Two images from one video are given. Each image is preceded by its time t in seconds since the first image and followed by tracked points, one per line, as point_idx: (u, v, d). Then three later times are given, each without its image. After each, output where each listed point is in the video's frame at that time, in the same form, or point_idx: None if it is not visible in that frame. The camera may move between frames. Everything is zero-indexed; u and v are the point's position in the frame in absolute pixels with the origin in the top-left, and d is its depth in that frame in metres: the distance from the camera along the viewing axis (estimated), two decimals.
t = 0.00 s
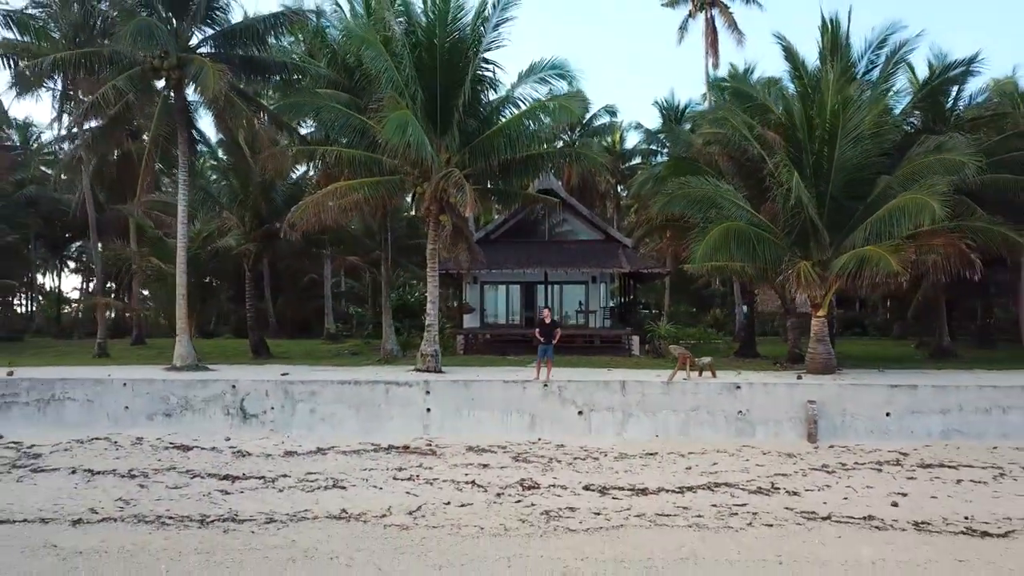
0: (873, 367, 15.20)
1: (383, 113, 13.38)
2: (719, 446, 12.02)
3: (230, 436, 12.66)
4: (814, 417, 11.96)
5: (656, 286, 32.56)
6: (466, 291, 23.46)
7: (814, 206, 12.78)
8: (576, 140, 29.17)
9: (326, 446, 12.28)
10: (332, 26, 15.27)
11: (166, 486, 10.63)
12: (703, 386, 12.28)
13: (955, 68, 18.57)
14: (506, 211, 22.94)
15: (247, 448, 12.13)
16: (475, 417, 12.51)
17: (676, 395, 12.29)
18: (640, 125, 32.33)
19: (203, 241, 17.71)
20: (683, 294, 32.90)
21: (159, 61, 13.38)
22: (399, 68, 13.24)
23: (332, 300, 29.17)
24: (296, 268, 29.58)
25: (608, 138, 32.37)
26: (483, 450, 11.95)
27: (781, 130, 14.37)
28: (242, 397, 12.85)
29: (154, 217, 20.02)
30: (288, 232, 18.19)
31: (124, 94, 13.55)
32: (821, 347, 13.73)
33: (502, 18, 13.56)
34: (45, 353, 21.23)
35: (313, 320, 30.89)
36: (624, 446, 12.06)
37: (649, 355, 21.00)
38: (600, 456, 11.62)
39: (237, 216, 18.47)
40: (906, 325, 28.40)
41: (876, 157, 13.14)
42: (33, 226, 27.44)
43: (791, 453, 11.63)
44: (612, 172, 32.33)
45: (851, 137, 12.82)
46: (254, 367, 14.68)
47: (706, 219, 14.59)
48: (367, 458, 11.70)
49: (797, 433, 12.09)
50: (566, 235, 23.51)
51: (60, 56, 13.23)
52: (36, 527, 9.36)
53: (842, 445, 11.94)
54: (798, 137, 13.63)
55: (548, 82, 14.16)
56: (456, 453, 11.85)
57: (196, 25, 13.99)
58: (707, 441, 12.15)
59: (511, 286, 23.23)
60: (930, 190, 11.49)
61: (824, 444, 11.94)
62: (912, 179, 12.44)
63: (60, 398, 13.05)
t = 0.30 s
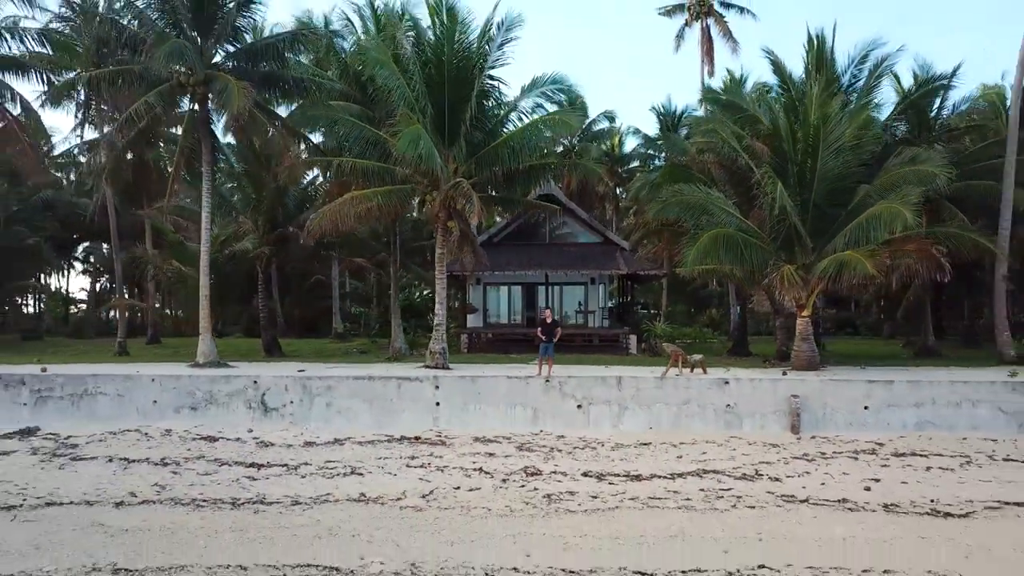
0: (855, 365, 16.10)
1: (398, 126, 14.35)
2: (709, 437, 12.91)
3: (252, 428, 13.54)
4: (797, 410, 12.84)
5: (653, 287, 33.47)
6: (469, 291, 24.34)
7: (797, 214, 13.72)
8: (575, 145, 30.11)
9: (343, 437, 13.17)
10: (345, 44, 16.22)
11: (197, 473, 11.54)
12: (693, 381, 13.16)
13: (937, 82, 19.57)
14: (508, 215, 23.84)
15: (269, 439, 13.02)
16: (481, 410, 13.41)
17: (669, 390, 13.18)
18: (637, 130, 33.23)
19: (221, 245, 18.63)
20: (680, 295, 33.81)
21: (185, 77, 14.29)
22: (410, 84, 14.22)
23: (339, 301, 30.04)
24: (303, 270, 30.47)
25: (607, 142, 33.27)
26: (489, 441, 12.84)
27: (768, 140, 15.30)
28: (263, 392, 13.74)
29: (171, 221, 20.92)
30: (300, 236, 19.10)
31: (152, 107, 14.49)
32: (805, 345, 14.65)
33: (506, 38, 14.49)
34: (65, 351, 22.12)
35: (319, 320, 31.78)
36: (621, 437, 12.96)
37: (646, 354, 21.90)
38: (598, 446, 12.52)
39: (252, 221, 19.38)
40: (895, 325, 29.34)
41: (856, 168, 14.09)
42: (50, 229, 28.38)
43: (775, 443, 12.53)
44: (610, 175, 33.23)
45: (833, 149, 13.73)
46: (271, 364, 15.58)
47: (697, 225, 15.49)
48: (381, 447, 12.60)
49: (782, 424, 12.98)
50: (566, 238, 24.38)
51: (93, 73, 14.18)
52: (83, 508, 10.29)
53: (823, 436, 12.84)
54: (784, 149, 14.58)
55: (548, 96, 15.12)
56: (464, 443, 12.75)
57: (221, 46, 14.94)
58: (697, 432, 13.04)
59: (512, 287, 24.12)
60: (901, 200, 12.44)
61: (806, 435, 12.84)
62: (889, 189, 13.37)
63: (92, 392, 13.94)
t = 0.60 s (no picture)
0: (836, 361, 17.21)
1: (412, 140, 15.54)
2: (698, 427, 13.99)
3: (275, 419, 14.62)
4: (779, 402, 13.92)
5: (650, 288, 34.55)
6: (473, 292, 25.47)
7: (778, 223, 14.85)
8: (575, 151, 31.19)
9: (360, 427, 14.26)
10: (360, 62, 17.37)
11: (230, 458, 12.65)
12: (683, 376, 14.24)
13: (917, 95, 20.74)
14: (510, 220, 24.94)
15: (291, 429, 14.10)
16: (488, 402, 14.51)
17: (661, 383, 14.26)
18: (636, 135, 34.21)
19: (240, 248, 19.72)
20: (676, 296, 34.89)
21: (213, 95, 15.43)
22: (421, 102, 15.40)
23: (347, 301, 31.10)
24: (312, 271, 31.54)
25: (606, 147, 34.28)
26: (494, 430, 13.93)
27: (751, 152, 16.39)
28: (285, 385, 14.81)
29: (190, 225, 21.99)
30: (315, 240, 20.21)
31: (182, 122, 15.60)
32: (788, 342, 15.79)
33: (510, 58, 15.63)
34: (88, 350, 23.22)
35: (327, 319, 32.86)
36: (617, 426, 14.05)
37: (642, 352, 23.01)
38: (595, 434, 13.61)
39: (269, 226, 20.47)
40: (884, 325, 30.47)
41: (834, 178, 15.21)
42: (70, 233, 29.52)
43: (759, 432, 13.61)
44: (609, 179, 34.27)
45: (812, 162, 14.87)
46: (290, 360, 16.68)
47: (689, 231, 16.59)
48: (396, 436, 13.69)
49: (765, 415, 14.06)
50: (566, 241, 25.43)
51: (128, 92, 15.32)
52: (130, 489, 11.39)
53: (803, 427, 13.92)
54: (768, 161, 15.73)
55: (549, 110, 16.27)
56: (471, 432, 13.85)
57: (246, 65, 16.10)
58: (688, 422, 14.12)
59: (515, 288, 25.21)
60: (873, 209, 13.57)
61: (788, 425, 13.91)
62: (864, 198, 14.49)
63: (126, 386, 15.02)
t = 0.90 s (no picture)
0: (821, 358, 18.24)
1: (424, 151, 16.65)
2: (689, 419, 14.99)
3: (294, 412, 15.60)
4: (765, 395, 14.92)
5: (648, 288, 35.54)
6: (476, 293, 26.48)
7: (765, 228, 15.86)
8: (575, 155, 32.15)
9: (373, 419, 15.26)
10: (371, 75, 18.41)
11: (255, 447, 13.67)
12: (676, 371, 15.23)
13: (900, 104, 21.73)
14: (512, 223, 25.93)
15: (310, 421, 15.10)
16: (493, 396, 15.50)
17: (654, 378, 15.26)
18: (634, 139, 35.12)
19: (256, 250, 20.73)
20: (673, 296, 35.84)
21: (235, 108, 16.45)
22: (432, 115, 16.48)
23: (354, 301, 32.09)
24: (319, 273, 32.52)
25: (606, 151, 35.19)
26: (499, 422, 14.93)
27: (740, 161, 17.40)
28: (302, 380, 15.80)
29: (206, 229, 23.00)
30: (326, 243, 21.22)
31: (205, 133, 16.61)
32: (775, 340, 16.82)
33: (513, 73, 16.65)
34: (109, 348, 24.22)
35: (334, 319, 33.86)
36: (614, 418, 15.05)
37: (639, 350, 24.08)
38: (593, 426, 14.61)
39: (282, 229, 21.46)
40: (874, 325, 31.46)
41: (818, 187, 16.22)
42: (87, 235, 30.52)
43: (746, 424, 14.61)
44: (608, 182, 35.18)
45: (797, 171, 15.89)
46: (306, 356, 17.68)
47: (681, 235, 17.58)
48: (409, 427, 14.69)
49: (752, 408, 15.07)
50: (566, 243, 26.42)
51: (156, 106, 16.33)
52: (166, 475, 12.40)
53: (787, 419, 14.92)
54: (756, 169, 16.76)
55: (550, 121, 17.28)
56: (478, 423, 14.86)
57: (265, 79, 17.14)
58: (680, 415, 15.11)
59: (517, 289, 26.23)
60: (852, 216, 14.60)
61: (773, 417, 14.92)
62: (845, 206, 15.51)
63: (153, 381, 16.01)
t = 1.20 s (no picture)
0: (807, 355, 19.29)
1: (433, 160, 17.71)
2: (682, 411, 16.01)
3: (311, 405, 16.62)
4: (752, 389, 15.93)
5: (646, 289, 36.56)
6: (479, 293, 27.53)
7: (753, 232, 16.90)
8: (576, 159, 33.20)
9: (386, 412, 16.28)
10: (382, 87, 19.46)
11: (277, 437, 14.70)
12: (669, 367, 16.25)
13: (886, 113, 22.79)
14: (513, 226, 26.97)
15: (326, 413, 16.12)
16: (497, 390, 16.53)
17: (649, 373, 16.28)
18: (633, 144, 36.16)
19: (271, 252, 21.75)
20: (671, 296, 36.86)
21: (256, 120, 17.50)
22: (440, 126, 17.53)
23: (360, 301, 33.11)
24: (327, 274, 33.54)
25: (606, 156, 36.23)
26: (503, 414, 15.95)
27: (731, 168, 18.44)
28: (318, 375, 16.81)
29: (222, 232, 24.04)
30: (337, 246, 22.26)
31: (228, 143, 17.67)
32: (763, 338, 17.87)
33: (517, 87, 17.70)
34: (127, 346, 25.26)
35: (341, 319, 34.88)
36: (611, 411, 16.07)
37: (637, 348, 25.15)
38: (592, 417, 15.64)
39: (296, 233, 22.48)
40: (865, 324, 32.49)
41: (802, 194, 17.28)
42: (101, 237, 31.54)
43: (734, 416, 15.63)
44: (608, 186, 36.23)
45: (784, 179, 16.95)
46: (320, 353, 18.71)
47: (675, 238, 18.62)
48: (419, 418, 15.72)
49: (740, 401, 16.08)
50: (566, 245, 27.47)
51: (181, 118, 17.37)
52: (197, 462, 13.45)
53: (774, 411, 15.93)
54: (744, 177, 17.81)
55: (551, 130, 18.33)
56: (484, 415, 15.89)
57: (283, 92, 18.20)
58: (673, 407, 16.13)
59: (519, 289, 27.28)
60: (833, 223, 15.66)
61: (761, 410, 15.94)
62: (827, 212, 16.56)
63: (178, 376, 17.04)
